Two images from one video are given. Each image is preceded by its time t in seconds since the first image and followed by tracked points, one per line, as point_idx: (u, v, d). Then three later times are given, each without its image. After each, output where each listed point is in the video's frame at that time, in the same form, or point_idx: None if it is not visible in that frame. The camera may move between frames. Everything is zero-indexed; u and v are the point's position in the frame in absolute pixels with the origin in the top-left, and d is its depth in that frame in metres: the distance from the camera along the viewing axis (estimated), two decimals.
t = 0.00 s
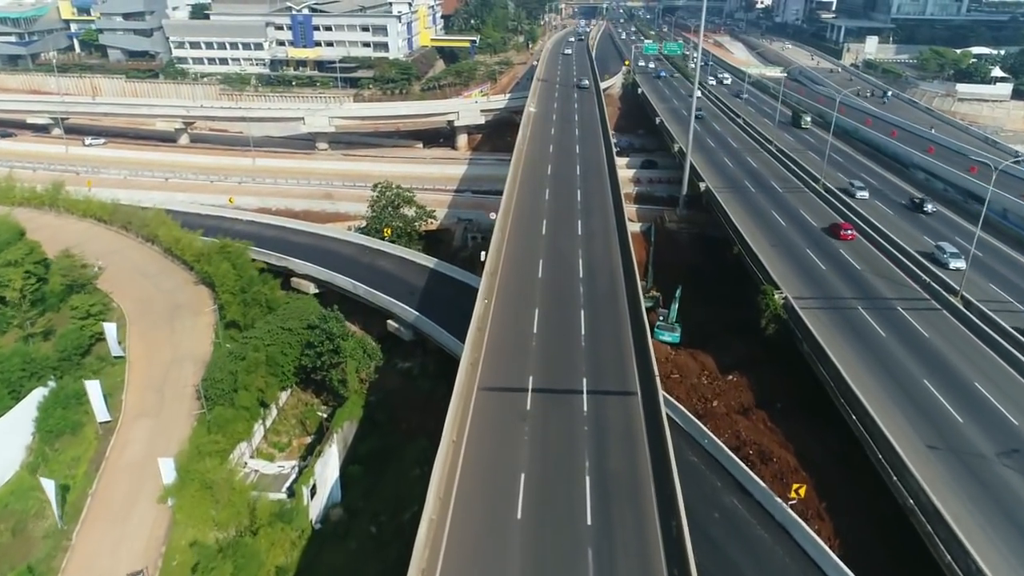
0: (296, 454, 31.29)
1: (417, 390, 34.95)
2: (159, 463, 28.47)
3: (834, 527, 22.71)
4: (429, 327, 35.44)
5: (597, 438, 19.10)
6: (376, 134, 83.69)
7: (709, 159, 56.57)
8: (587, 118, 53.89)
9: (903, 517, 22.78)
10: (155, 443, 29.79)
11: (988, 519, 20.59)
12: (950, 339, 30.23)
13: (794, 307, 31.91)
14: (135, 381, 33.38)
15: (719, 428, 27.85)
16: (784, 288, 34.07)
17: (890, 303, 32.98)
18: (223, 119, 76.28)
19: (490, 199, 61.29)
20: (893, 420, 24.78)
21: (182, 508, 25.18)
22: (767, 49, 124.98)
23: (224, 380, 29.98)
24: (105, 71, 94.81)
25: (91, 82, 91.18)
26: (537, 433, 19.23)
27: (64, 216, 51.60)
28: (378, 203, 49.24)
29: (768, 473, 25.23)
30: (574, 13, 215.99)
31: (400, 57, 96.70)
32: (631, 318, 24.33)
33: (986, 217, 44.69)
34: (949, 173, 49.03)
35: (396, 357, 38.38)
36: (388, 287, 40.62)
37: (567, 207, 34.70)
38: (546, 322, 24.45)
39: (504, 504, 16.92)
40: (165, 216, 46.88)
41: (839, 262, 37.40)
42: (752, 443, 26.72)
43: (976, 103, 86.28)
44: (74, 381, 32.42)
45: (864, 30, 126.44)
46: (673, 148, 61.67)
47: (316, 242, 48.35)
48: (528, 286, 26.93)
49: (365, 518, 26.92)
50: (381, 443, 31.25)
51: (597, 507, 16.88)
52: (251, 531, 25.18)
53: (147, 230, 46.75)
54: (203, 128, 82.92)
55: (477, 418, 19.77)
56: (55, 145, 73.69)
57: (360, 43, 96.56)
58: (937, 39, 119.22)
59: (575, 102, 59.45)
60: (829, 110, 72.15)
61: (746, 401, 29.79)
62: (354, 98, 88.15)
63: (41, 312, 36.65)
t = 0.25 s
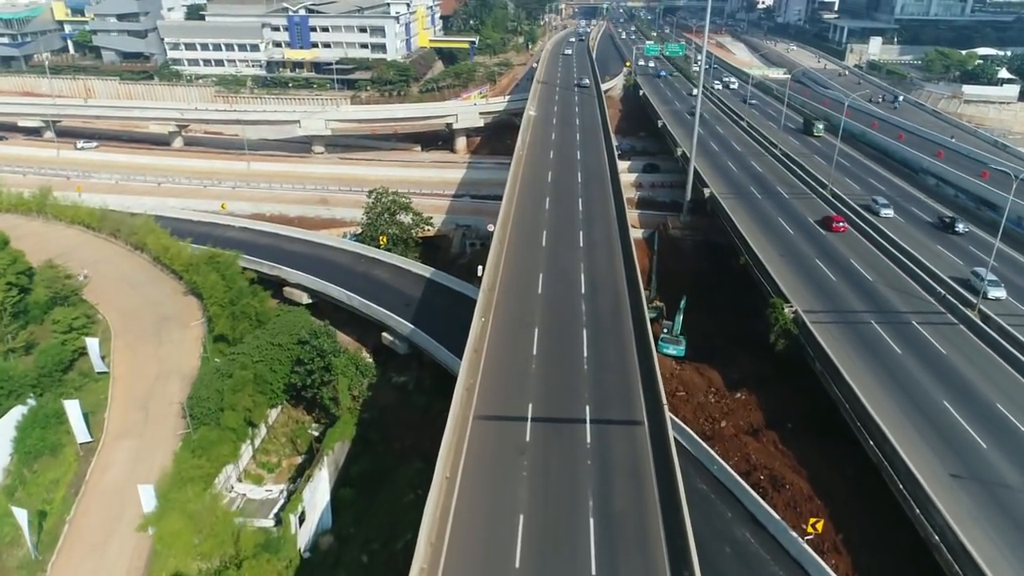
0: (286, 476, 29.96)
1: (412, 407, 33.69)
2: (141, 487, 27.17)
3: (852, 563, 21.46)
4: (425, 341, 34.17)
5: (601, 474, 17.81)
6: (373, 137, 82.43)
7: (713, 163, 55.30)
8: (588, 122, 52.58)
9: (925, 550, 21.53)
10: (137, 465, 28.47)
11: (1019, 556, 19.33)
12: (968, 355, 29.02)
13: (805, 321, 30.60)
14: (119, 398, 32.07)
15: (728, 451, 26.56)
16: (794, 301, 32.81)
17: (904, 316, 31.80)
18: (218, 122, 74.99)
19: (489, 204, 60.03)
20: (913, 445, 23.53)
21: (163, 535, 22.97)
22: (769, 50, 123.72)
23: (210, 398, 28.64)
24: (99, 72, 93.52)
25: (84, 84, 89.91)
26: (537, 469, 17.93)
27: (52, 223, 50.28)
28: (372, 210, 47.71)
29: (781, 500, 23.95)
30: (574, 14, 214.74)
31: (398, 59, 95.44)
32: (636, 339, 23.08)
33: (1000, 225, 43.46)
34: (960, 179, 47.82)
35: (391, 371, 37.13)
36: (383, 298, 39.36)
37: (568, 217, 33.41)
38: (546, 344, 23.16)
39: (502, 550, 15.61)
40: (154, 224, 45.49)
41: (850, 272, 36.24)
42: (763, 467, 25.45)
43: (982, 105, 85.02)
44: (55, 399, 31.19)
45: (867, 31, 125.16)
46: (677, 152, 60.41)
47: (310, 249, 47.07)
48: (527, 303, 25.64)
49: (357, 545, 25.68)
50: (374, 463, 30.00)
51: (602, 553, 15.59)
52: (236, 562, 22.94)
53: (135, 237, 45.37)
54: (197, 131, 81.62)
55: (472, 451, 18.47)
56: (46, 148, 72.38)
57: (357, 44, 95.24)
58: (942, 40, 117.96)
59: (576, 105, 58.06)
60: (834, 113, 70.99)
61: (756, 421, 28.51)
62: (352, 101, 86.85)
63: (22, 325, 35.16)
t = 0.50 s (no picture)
0: (274, 499, 28.64)
1: (407, 425, 32.44)
2: (120, 513, 25.65)
3: None
4: (420, 356, 32.89)
5: (606, 515, 16.49)
6: (370, 140, 81.14)
7: (717, 168, 53.99)
8: (589, 126, 51.21)
9: None
10: (117, 489, 26.95)
11: None
12: (988, 372, 27.77)
13: (816, 337, 29.28)
14: (100, 417, 30.63)
15: (738, 477, 25.26)
16: (804, 314, 31.54)
17: (919, 331, 30.56)
18: (212, 125, 73.75)
19: (488, 210, 58.78)
20: (934, 474, 22.25)
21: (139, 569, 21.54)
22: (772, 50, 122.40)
23: (194, 419, 27.31)
24: (92, 74, 92.28)
25: (77, 85, 88.69)
26: (536, 509, 16.62)
27: (39, 230, 48.96)
28: (367, 217, 46.58)
29: (794, 532, 22.66)
30: (574, 14, 213.50)
31: (396, 60, 94.16)
32: (642, 362, 21.79)
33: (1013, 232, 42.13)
34: (971, 185, 46.57)
35: (385, 386, 35.87)
36: (378, 310, 38.08)
37: (568, 228, 32.13)
38: (546, 366, 21.87)
39: None
40: (142, 232, 44.20)
41: (861, 283, 35.02)
42: (775, 495, 24.14)
43: (989, 108, 83.69)
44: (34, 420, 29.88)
45: (870, 32, 123.83)
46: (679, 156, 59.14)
47: (303, 258, 45.79)
48: (526, 321, 24.35)
49: None
50: (366, 486, 28.73)
51: None
52: None
53: (123, 246, 44.08)
54: (191, 134, 80.30)
55: (466, 489, 17.14)
56: (37, 152, 71.06)
57: (355, 45, 93.89)
58: (946, 40, 116.60)
59: (576, 109, 56.76)
60: (839, 116, 69.80)
61: (766, 444, 27.18)
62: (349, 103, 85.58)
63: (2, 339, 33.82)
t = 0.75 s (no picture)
0: (261, 524, 27.32)
1: (400, 444, 31.20)
2: (98, 541, 24.31)
3: None
4: (414, 372, 31.71)
5: (610, 563, 15.18)
6: (368, 142, 79.91)
7: (721, 173, 52.69)
8: (590, 130, 49.86)
9: None
10: (96, 515, 25.62)
11: None
12: (1009, 392, 26.51)
13: (829, 355, 27.99)
14: (81, 438, 29.32)
15: (747, 504, 24.01)
16: (816, 330, 30.26)
17: (934, 347, 29.34)
18: (206, 128, 72.46)
19: (486, 215, 57.52)
20: (958, 506, 20.97)
21: None
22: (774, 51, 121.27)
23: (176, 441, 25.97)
24: (86, 76, 90.99)
25: (70, 87, 87.40)
26: (534, 555, 15.31)
27: (25, 238, 47.62)
28: (361, 224, 45.29)
29: (807, 566, 21.40)
30: (574, 15, 212.34)
31: (393, 61, 92.96)
32: (647, 389, 20.53)
33: None
34: (983, 191, 45.32)
35: (379, 402, 34.63)
36: (372, 322, 36.85)
37: (569, 240, 30.87)
38: (545, 392, 20.61)
39: None
40: (130, 240, 42.92)
41: (872, 295, 33.85)
42: (788, 525, 22.88)
43: (995, 110, 82.49)
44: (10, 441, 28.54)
45: (874, 32, 122.54)
46: (682, 160, 57.93)
47: (296, 266, 44.55)
48: (524, 341, 23.09)
49: None
50: (358, 510, 27.46)
51: None
52: None
53: (110, 255, 42.77)
54: (185, 137, 79.03)
55: (458, 532, 15.88)
56: (27, 156, 69.77)
57: (352, 47, 92.46)
58: (951, 41, 115.36)
59: (577, 112, 55.45)
60: (844, 118, 68.74)
61: (777, 469, 25.89)
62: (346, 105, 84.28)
63: None
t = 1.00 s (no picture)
0: (244, 557, 25.69)
1: (393, 469, 29.72)
2: None
3: None
4: (406, 393, 30.29)
5: None
6: (364, 146, 78.39)
7: (726, 179, 51.25)
8: (591, 136, 48.34)
9: None
10: (68, 551, 24.06)
11: None
12: None
13: (845, 379, 26.54)
14: (55, 465, 27.74)
15: (761, 542, 22.51)
16: (830, 349, 28.80)
17: (956, 368, 27.84)
18: (199, 132, 70.98)
19: (485, 222, 56.00)
20: (990, 549, 19.46)
21: None
22: (777, 52, 119.76)
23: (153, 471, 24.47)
24: (78, 78, 89.54)
25: (61, 90, 85.95)
26: None
27: (7, 247, 46.06)
28: (354, 233, 43.80)
29: None
30: (574, 15, 210.81)
31: (391, 63, 91.50)
32: (655, 425, 19.06)
33: None
34: (999, 200, 43.84)
35: (371, 422, 33.16)
36: (364, 337, 35.37)
37: (570, 255, 29.39)
38: (545, 429, 19.14)
39: None
40: (114, 251, 41.39)
41: (886, 310, 32.43)
42: (805, 566, 21.41)
43: (1004, 113, 80.98)
44: None
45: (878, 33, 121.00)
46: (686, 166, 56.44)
47: (287, 277, 43.07)
48: (522, 368, 21.63)
49: None
50: (346, 541, 25.92)
51: None
52: None
53: (93, 266, 41.22)
54: (178, 140, 77.48)
55: None
56: (15, 161, 68.23)
57: (348, 48, 91.12)
58: (956, 42, 113.79)
59: (578, 117, 53.94)
60: (851, 122, 67.33)
61: (792, 502, 24.40)
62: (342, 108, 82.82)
63: None
